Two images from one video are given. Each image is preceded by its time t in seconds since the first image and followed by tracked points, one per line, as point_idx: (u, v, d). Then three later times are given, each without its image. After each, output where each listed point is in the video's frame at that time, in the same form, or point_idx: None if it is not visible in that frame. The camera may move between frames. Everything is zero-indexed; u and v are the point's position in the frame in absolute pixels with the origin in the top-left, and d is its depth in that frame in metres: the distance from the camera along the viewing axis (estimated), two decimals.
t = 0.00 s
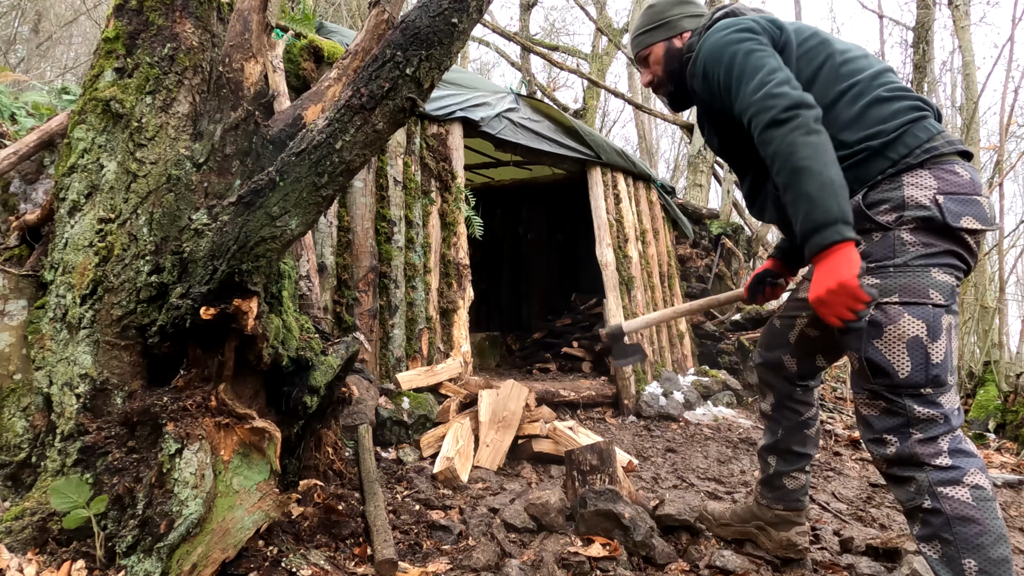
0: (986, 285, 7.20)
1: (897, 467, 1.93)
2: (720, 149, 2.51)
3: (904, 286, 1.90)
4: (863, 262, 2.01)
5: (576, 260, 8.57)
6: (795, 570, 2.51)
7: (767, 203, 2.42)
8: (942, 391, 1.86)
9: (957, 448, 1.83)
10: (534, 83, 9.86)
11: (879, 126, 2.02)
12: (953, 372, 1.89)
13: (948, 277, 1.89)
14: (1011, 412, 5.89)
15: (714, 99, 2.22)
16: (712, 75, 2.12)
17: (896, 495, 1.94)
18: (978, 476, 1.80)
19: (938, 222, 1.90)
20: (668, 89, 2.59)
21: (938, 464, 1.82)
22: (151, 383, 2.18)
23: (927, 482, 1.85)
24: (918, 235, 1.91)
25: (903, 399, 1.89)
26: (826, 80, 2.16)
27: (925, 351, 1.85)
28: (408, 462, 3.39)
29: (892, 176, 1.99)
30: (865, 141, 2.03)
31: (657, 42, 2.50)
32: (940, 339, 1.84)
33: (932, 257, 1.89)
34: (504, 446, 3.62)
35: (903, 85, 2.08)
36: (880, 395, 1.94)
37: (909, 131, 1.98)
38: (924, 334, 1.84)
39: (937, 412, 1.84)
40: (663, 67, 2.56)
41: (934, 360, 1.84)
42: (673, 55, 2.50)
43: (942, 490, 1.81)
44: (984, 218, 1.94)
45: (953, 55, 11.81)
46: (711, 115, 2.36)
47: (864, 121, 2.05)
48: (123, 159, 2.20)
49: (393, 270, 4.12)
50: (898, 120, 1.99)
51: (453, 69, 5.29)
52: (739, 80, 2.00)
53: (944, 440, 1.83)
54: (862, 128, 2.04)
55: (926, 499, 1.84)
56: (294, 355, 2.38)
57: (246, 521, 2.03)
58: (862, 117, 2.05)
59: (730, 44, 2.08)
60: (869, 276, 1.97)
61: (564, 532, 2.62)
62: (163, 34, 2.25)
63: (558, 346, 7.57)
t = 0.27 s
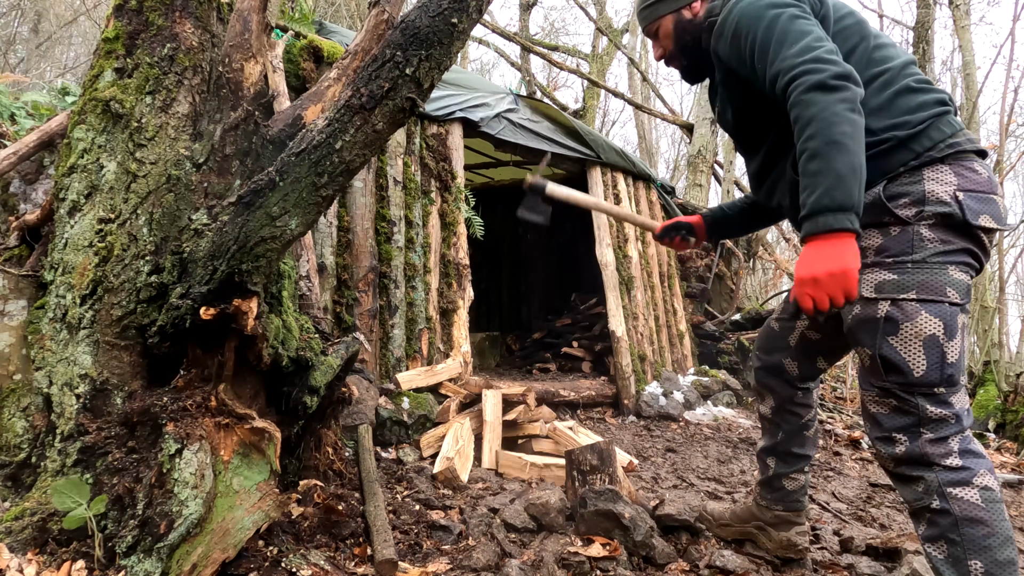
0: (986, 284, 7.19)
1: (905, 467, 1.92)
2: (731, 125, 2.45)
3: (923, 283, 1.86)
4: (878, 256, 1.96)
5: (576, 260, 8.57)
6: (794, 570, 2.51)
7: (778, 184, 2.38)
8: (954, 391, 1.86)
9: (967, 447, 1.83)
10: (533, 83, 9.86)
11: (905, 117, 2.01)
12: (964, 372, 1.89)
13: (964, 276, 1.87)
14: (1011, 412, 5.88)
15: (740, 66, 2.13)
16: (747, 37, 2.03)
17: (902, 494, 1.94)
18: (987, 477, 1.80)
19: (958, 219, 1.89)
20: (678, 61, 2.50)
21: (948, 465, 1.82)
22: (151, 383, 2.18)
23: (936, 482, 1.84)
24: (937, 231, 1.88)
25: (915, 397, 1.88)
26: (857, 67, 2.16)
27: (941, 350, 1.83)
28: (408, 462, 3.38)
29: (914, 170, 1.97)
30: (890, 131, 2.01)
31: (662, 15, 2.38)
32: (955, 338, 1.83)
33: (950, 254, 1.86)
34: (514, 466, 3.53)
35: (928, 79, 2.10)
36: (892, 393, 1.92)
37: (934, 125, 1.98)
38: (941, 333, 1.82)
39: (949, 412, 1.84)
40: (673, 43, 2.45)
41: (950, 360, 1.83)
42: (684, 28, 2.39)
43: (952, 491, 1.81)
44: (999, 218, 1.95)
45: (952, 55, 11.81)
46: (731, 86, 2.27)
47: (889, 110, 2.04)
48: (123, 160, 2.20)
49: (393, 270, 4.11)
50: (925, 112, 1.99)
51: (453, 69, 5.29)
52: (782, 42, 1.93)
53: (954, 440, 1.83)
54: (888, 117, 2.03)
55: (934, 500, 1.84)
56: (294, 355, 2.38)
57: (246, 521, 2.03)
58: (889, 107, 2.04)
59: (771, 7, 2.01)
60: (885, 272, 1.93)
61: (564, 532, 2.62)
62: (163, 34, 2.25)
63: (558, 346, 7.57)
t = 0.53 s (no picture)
0: (986, 284, 7.20)
1: (892, 467, 1.92)
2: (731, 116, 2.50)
3: (914, 284, 1.88)
4: (873, 255, 1.98)
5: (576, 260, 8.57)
6: (794, 570, 2.51)
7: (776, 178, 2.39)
8: (941, 393, 1.86)
9: (952, 448, 1.83)
10: (534, 83, 9.86)
11: (906, 118, 2.01)
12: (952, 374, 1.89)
13: (957, 278, 1.88)
14: (1011, 412, 5.87)
15: (746, 59, 2.17)
16: (755, 35, 2.05)
17: (889, 495, 1.94)
18: (971, 477, 1.81)
19: (954, 221, 1.89)
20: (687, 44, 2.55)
21: (934, 466, 1.83)
22: (151, 383, 2.18)
23: (922, 484, 1.84)
24: (932, 232, 1.90)
25: (902, 398, 1.89)
26: (864, 63, 2.14)
27: (929, 351, 1.84)
28: (408, 462, 3.38)
29: (912, 171, 1.98)
30: (891, 132, 2.02)
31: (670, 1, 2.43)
32: (945, 339, 1.84)
33: (944, 256, 1.87)
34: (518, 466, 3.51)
35: (936, 81, 2.09)
36: (879, 394, 1.93)
37: (936, 128, 1.99)
38: (930, 334, 1.83)
39: (935, 414, 1.85)
40: (683, 25, 2.50)
41: (938, 361, 1.83)
42: (692, 10, 2.45)
43: (938, 492, 1.81)
44: (996, 220, 1.95)
45: (953, 55, 11.80)
46: (737, 76, 2.30)
47: (892, 111, 2.04)
48: (123, 160, 2.20)
49: (393, 270, 4.12)
50: (927, 114, 2.00)
51: (453, 69, 5.29)
52: (787, 51, 1.96)
53: (940, 442, 1.84)
54: (891, 118, 2.04)
55: (921, 501, 1.84)
56: (294, 355, 2.38)
57: (246, 521, 2.03)
58: (892, 107, 2.05)
59: (784, 7, 2.01)
60: (878, 271, 1.95)
61: (564, 533, 2.62)
62: (163, 34, 2.25)
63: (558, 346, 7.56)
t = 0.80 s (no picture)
0: (987, 284, 7.20)
1: (899, 468, 1.92)
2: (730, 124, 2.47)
3: (923, 284, 1.87)
4: (882, 254, 1.98)
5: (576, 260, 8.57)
6: (794, 570, 2.52)
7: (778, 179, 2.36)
8: (951, 394, 1.86)
9: (960, 450, 1.83)
10: (534, 83, 9.86)
11: (908, 114, 2.00)
12: (964, 376, 1.88)
13: (967, 277, 1.87)
14: (1011, 412, 5.87)
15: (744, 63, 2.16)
16: (752, 36, 2.05)
17: (896, 497, 1.94)
18: (981, 479, 1.80)
19: (963, 217, 1.88)
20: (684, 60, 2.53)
21: (941, 467, 1.83)
22: (151, 383, 2.18)
23: (929, 485, 1.84)
24: (941, 229, 1.89)
25: (910, 399, 1.89)
26: (863, 59, 2.14)
27: (938, 353, 1.83)
28: (408, 462, 3.38)
29: (918, 165, 1.97)
30: (894, 127, 2.01)
31: (662, 20, 2.38)
32: (955, 341, 1.83)
33: (954, 253, 1.86)
34: (518, 466, 3.51)
35: (935, 74, 2.09)
36: (887, 395, 1.93)
37: (940, 121, 1.98)
38: (939, 336, 1.83)
39: (943, 415, 1.84)
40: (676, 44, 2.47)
41: (947, 363, 1.83)
42: (684, 28, 2.39)
43: (944, 494, 1.81)
44: (1009, 212, 1.93)
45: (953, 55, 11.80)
46: (735, 79, 2.28)
47: (895, 105, 2.03)
48: (123, 160, 2.20)
49: (393, 270, 4.12)
50: (929, 108, 1.99)
51: (453, 69, 5.29)
52: (783, 48, 1.96)
53: (948, 443, 1.84)
54: (894, 113, 2.02)
55: (927, 502, 1.84)
56: (294, 355, 2.38)
57: (246, 521, 2.03)
58: (892, 102, 2.04)
59: (778, 5, 2.01)
60: (886, 271, 1.95)
61: (564, 533, 2.62)
62: (164, 34, 2.25)
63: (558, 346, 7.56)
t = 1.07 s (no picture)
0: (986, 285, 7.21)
1: (906, 469, 1.90)
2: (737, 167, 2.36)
3: (953, 284, 1.80)
4: (912, 251, 1.89)
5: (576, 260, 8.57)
6: (794, 570, 2.52)
7: (816, 202, 2.18)
8: (965, 398, 1.81)
9: (971, 454, 1.80)
10: (534, 83, 9.86)
11: (936, 112, 1.93)
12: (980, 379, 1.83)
13: (999, 281, 1.80)
14: (1011, 412, 5.87)
15: (756, 97, 2.08)
16: (758, 67, 2.02)
17: (901, 497, 1.92)
18: (990, 483, 1.78)
19: (1002, 216, 1.82)
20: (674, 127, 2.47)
21: (950, 471, 1.80)
22: (151, 383, 2.18)
23: (937, 488, 1.82)
24: (979, 228, 1.81)
25: (924, 401, 1.83)
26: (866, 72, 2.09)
27: (960, 356, 1.77)
28: (408, 462, 3.38)
29: (955, 161, 1.87)
30: (924, 126, 1.92)
31: (650, 87, 2.36)
32: (977, 345, 1.78)
33: (988, 255, 1.81)
34: (518, 466, 3.51)
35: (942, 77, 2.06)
36: (900, 395, 1.87)
37: (970, 115, 1.91)
38: (963, 339, 1.77)
39: (956, 419, 1.80)
40: (666, 111, 2.42)
41: (968, 366, 1.77)
42: (672, 96, 2.36)
43: (953, 497, 1.79)
44: None
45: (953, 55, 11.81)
46: (748, 118, 2.15)
47: (919, 106, 1.96)
48: (123, 160, 2.20)
49: (393, 270, 4.11)
50: (955, 105, 1.92)
51: (453, 69, 5.29)
52: (796, 63, 1.92)
53: (959, 447, 1.81)
54: (919, 113, 1.95)
55: (935, 505, 1.82)
56: (294, 355, 2.38)
57: (246, 521, 2.03)
58: (917, 103, 1.97)
59: (776, 32, 2.01)
60: (917, 269, 1.86)
61: (564, 532, 2.63)
62: (164, 34, 2.25)
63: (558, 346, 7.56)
